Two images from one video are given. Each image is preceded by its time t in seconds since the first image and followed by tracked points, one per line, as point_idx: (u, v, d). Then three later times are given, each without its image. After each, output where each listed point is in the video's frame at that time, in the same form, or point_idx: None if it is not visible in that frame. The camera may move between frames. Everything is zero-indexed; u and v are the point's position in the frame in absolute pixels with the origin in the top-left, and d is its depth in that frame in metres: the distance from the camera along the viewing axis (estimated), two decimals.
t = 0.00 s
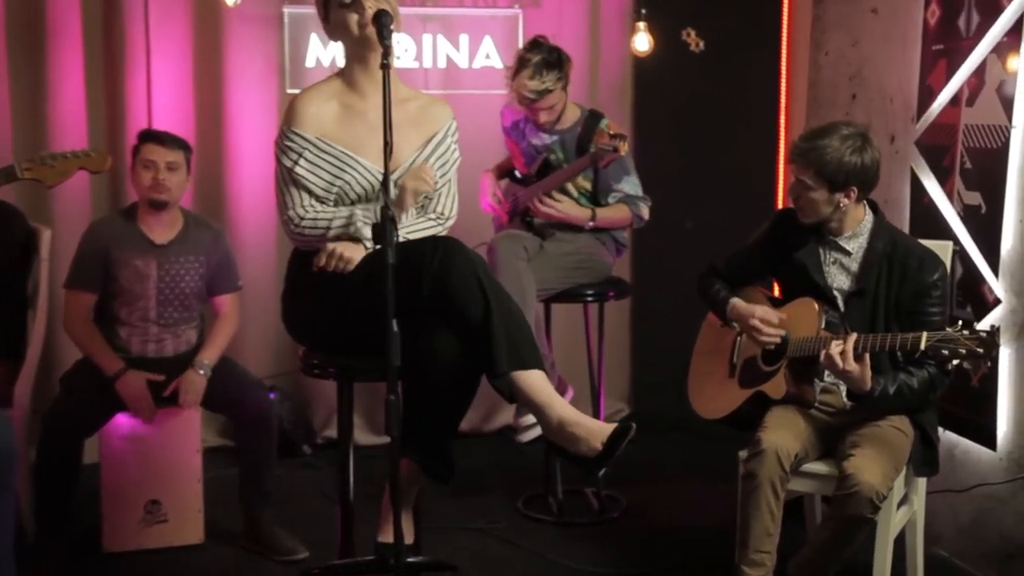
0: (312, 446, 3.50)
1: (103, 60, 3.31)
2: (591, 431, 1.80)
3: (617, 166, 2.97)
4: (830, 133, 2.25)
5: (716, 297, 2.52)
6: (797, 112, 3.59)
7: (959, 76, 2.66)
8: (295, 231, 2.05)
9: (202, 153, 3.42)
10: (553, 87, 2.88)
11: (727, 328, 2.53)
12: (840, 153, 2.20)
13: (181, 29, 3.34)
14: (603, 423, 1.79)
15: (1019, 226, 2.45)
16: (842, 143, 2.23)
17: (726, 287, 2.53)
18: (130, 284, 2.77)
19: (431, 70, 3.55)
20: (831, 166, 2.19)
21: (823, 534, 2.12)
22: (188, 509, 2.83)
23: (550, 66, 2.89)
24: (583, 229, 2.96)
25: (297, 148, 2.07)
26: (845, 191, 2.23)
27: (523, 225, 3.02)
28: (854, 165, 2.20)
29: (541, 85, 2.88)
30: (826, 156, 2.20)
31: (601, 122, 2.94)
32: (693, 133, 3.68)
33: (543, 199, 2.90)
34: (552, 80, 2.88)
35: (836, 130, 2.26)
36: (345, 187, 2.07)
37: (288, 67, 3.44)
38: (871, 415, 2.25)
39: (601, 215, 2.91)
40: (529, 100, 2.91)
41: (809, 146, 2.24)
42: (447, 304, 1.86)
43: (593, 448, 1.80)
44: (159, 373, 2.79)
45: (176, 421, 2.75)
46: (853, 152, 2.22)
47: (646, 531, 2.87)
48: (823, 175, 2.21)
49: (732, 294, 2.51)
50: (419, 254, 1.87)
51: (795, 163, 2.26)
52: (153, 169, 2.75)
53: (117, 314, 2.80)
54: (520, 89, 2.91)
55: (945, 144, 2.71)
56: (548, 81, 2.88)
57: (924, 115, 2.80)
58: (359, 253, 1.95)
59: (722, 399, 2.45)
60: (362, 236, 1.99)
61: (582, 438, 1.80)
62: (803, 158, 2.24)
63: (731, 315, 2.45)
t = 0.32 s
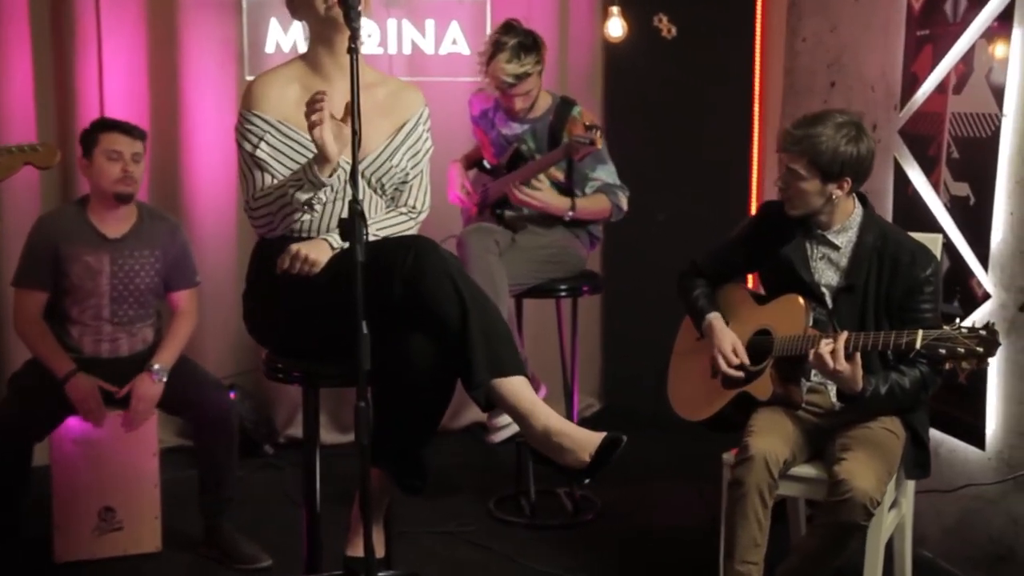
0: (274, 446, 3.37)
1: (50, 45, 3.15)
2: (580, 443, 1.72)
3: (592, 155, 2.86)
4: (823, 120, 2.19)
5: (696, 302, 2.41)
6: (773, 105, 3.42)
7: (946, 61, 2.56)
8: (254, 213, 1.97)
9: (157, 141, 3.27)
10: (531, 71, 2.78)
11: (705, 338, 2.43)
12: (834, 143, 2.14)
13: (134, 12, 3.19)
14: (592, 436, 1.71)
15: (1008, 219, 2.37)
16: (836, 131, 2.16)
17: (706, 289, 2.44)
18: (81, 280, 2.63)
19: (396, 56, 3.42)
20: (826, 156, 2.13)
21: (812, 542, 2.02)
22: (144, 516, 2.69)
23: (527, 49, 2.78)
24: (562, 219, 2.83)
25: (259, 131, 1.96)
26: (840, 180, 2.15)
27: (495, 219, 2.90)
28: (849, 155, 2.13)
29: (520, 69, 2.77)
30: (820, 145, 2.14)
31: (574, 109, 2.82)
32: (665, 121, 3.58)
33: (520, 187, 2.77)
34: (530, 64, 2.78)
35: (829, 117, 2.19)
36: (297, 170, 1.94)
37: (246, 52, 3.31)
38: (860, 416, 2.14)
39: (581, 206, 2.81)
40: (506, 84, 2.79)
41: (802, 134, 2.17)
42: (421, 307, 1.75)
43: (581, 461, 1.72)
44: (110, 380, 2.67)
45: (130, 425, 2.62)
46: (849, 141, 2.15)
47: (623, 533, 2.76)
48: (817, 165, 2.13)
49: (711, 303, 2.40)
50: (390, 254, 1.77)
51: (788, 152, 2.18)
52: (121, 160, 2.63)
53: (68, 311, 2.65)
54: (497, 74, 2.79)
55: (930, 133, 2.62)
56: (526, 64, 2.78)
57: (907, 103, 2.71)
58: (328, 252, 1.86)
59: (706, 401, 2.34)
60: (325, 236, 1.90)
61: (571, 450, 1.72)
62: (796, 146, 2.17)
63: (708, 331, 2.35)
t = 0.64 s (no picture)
0: (232, 446, 3.23)
1: None
2: (566, 459, 1.66)
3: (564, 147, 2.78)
4: (812, 107, 2.11)
5: (673, 295, 2.32)
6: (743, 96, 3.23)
7: (928, 48, 2.48)
8: (211, 212, 1.83)
9: (103, 131, 3.12)
10: (501, 60, 2.68)
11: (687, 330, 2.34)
12: (826, 131, 2.07)
13: None
14: (579, 453, 1.65)
15: (994, 211, 2.31)
16: (827, 118, 2.10)
17: (683, 281, 2.34)
18: (26, 277, 2.50)
19: (353, 42, 3.29)
20: (816, 144, 2.06)
21: (801, 551, 1.94)
22: (97, 524, 2.56)
23: (497, 37, 2.69)
24: (531, 211, 2.74)
25: (215, 123, 1.84)
26: (831, 171, 2.08)
27: (462, 211, 2.77)
28: (841, 145, 2.07)
29: (489, 57, 2.67)
30: (811, 133, 2.07)
31: (543, 100, 2.74)
32: (632, 110, 3.48)
33: (491, 180, 2.66)
34: (500, 53, 2.68)
35: (821, 104, 2.11)
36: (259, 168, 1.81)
37: (197, 35, 3.16)
38: (846, 419, 2.07)
39: (549, 198, 2.72)
40: (475, 72, 2.70)
41: (791, 122, 2.10)
42: (391, 311, 1.65)
43: (565, 478, 1.67)
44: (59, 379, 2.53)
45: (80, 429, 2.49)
46: (840, 129, 2.09)
47: (598, 535, 2.67)
48: (808, 154, 2.07)
49: (690, 293, 2.32)
50: (357, 255, 1.66)
51: (777, 139, 2.10)
52: (75, 152, 2.52)
53: (11, 311, 2.51)
54: (466, 62, 2.69)
55: (911, 123, 2.54)
56: (496, 53, 2.68)
57: (886, 93, 2.63)
58: (289, 253, 1.75)
59: (685, 401, 2.26)
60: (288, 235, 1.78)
61: (555, 467, 1.66)
62: (786, 133, 2.09)
63: (690, 320, 2.27)
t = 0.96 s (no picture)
0: (182, 449, 3.10)
1: None
2: (547, 460, 1.52)
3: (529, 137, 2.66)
4: (792, 97, 2.01)
5: (651, 288, 2.22)
6: (708, 87, 3.11)
7: (906, 35, 2.40)
8: (158, 210, 1.71)
9: (41, 122, 2.96)
10: (458, 47, 2.59)
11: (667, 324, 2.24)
12: (806, 121, 1.97)
13: None
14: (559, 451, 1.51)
15: (976, 204, 2.25)
16: (807, 108, 1.99)
17: (658, 273, 2.25)
18: None
19: (305, 27, 3.15)
20: (795, 135, 1.96)
21: (787, 557, 1.88)
22: (37, 538, 2.34)
23: (455, 23, 2.58)
24: (491, 207, 2.64)
25: (163, 114, 1.72)
26: (808, 164, 1.99)
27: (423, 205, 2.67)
28: (821, 136, 1.97)
29: (445, 44, 2.58)
30: (790, 123, 1.97)
31: (509, 88, 2.65)
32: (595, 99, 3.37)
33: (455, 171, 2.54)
34: (457, 40, 2.59)
35: (801, 93, 2.01)
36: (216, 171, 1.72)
37: (139, 20, 3.02)
38: (832, 420, 1.99)
39: (512, 191, 2.60)
40: (431, 60, 2.61)
41: (768, 112, 1.99)
42: (352, 316, 1.53)
43: (548, 481, 1.53)
44: None
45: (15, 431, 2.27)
46: (821, 120, 1.99)
47: (567, 539, 2.58)
48: (785, 145, 1.97)
49: (668, 285, 2.22)
50: (316, 255, 1.53)
51: (754, 128, 2.00)
52: (12, 144, 2.37)
53: None
54: (422, 48, 2.61)
55: (888, 113, 2.46)
56: (453, 39, 2.58)
57: (862, 81, 2.54)
58: (243, 253, 1.63)
59: (661, 399, 2.17)
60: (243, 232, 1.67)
61: (536, 470, 1.52)
62: (764, 122, 1.99)
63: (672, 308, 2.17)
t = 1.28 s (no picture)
0: (124, 456, 2.97)
1: None
2: (523, 480, 1.51)
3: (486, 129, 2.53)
4: (771, 85, 1.93)
5: (615, 299, 2.14)
6: (672, 74, 2.99)
7: (881, 22, 2.33)
8: (99, 210, 1.58)
9: None
10: (396, 36, 2.52)
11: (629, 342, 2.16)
12: (784, 112, 1.90)
13: None
14: (537, 473, 1.50)
15: (954, 197, 2.19)
16: (785, 98, 1.92)
17: (626, 280, 2.16)
18: None
19: (252, 10, 3.00)
20: (773, 126, 1.88)
21: (773, 566, 1.81)
22: None
23: (397, 11, 2.53)
24: (447, 202, 2.54)
25: (106, 104, 1.60)
26: (785, 157, 1.91)
27: (381, 199, 2.53)
28: (800, 127, 1.90)
29: (383, 35, 2.52)
30: (768, 114, 1.89)
31: (471, 77, 2.56)
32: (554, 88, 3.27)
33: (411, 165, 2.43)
34: (397, 29, 2.52)
35: (780, 82, 1.93)
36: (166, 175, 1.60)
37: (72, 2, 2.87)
38: (811, 422, 1.91)
39: (467, 183, 2.51)
40: (375, 52, 2.55)
41: (745, 102, 1.91)
42: (316, 323, 1.48)
43: (523, 502, 1.52)
44: None
45: None
46: (801, 110, 1.91)
47: (532, 545, 2.49)
48: (763, 137, 1.89)
49: (634, 302, 2.13)
50: (275, 259, 1.49)
51: (731, 119, 1.92)
52: None
53: None
54: (362, 40, 2.55)
55: (861, 103, 2.39)
56: (391, 29, 2.52)
57: (833, 71, 2.47)
58: (194, 256, 1.53)
59: (633, 405, 2.08)
60: (193, 231, 1.58)
61: (510, 489, 1.51)
62: (741, 114, 1.91)
63: (632, 332, 2.08)
